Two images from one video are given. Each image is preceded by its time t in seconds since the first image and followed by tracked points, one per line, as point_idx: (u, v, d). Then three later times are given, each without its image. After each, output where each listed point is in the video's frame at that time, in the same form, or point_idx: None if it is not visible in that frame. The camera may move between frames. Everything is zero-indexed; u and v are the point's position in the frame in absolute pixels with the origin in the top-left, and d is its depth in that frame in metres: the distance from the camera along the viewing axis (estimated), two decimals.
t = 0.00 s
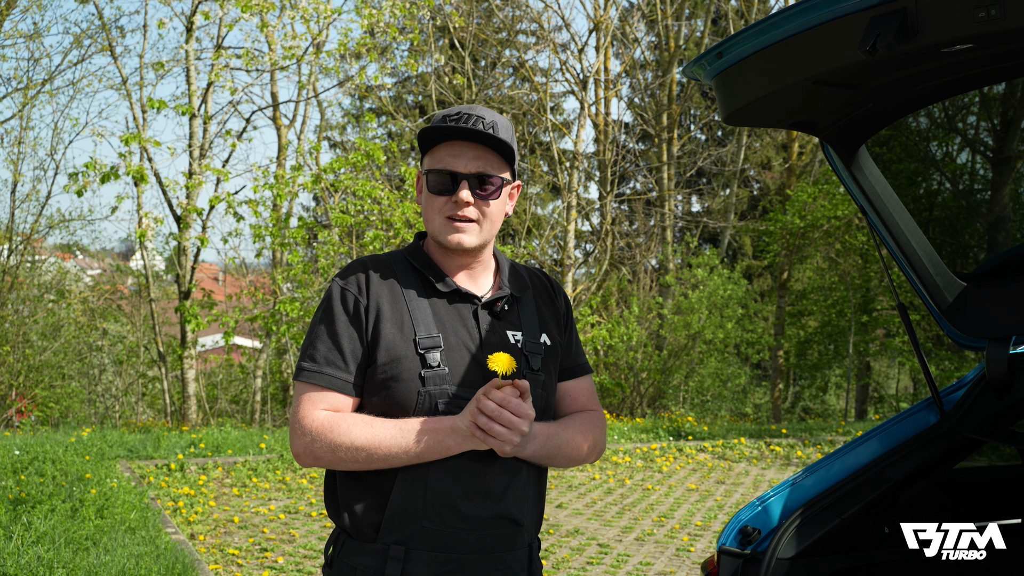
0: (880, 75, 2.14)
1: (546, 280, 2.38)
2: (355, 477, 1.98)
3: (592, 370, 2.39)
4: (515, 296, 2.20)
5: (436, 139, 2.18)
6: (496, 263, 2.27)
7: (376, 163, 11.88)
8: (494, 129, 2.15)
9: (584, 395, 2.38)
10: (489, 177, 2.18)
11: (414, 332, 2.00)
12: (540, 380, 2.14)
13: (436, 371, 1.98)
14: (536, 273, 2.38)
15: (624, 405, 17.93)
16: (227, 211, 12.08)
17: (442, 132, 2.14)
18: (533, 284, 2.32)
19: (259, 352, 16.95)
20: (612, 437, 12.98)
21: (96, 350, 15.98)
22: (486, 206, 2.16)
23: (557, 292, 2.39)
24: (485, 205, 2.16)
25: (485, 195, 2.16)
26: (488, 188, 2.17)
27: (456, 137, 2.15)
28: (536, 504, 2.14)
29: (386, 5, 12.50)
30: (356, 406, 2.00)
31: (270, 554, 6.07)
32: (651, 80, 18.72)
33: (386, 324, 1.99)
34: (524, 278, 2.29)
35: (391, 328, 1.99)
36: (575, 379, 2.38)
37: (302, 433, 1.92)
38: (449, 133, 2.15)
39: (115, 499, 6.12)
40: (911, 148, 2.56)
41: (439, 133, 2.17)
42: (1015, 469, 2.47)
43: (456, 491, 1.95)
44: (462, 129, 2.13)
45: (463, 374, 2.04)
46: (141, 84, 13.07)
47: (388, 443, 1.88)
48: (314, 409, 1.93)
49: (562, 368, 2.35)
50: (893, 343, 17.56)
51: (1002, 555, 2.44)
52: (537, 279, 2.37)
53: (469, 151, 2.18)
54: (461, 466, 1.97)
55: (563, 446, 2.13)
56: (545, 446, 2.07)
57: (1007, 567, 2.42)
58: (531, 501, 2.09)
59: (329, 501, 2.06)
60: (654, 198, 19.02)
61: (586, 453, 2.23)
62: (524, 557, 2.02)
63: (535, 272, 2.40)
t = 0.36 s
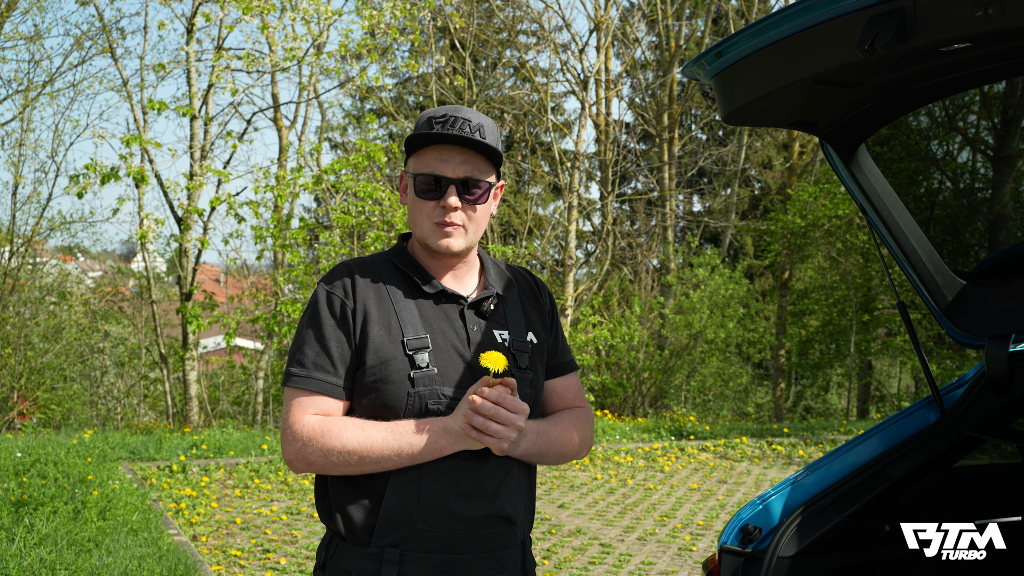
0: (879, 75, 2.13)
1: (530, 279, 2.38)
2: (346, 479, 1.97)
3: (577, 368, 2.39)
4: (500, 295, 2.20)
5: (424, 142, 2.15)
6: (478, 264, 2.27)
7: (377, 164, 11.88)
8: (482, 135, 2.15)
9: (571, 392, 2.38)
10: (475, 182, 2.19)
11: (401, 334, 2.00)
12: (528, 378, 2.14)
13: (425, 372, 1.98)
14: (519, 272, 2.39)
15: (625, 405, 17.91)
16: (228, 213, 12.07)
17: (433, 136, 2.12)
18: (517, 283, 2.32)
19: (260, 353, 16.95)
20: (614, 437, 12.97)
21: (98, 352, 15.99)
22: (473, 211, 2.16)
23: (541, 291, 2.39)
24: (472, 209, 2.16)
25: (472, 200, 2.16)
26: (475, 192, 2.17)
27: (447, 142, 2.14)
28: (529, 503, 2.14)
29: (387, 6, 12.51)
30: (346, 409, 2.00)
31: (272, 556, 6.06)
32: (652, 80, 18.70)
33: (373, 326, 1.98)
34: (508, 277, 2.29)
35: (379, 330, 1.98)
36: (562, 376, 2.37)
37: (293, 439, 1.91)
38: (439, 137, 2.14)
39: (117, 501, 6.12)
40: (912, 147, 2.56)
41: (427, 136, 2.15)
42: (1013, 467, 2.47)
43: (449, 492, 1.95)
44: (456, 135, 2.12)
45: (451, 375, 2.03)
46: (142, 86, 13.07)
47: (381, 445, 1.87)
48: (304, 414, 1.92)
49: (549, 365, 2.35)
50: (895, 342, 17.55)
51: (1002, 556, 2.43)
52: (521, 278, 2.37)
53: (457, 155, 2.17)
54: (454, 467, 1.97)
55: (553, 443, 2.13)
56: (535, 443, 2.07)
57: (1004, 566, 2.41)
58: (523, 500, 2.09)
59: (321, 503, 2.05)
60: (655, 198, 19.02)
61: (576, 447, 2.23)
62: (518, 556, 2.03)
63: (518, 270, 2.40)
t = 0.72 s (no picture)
0: (877, 79, 2.14)
1: (519, 282, 2.39)
2: (342, 485, 1.97)
3: (567, 371, 2.40)
4: (490, 299, 2.21)
5: (439, 150, 2.11)
6: (468, 269, 2.28)
7: (377, 168, 11.91)
8: (503, 149, 2.17)
9: (562, 395, 2.39)
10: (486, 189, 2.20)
11: (392, 339, 2.01)
12: (519, 382, 2.14)
13: (417, 377, 1.99)
14: (508, 275, 2.40)
15: (626, 409, 17.91)
16: (228, 217, 12.09)
17: (456, 144, 2.10)
18: (505, 287, 2.33)
19: (260, 357, 16.97)
20: (615, 440, 12.96)
21: (99, 356, 16.00)
22: (484, 218, 2.18)
23: (530, 294, 2.40)
24: (483, 217, 2.18)
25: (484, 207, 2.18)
26: (487, 204, 2.19)
27: (464, 150, 2.13)
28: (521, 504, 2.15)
29: (387, 11, 12.55)
30: (339, 415, 2.00)
31: (273, 560, 6.06)
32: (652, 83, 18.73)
33: (365, 332, 1.99)
34: (498, 282, 2.31)
35: (371, 336, 1.99)
36: (552, 379, 2.38)
37: (286, 446, 1.92)
38: (464, 147, 2.12)
39: (118, 505, 6.12)
40: (912, 150, 2.56)
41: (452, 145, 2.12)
42: (1007, 470, 2.50)
43: (444, 496, 1.95)
44: (474, 145, 2.12)
45: (442, 379, 2.04)
46: (142, 91, 13.11)
47: (375, 453, 1.88)
48: (297, 422, 1.93)
49: (539, 369, 2.35)
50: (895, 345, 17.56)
51: (1004, 556, 2.43)
52: (510, 282, 2.38)
53: (475, 166, 2.17)
54: (448, 472, 1.98)
55: (543, 447, 2.14)
56: (527, 447, 2.08)
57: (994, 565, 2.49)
58: (516, 502, 2.10)
59: (315, 509, 2.05)
60: (656, 201, 19.05)
61: (567, 450, 2.24)
62: (511, 558, 2.04)
63: (507, 275, 2.41)
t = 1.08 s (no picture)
0: (883, 85, 2.14)
1: (519, 288, 2.40)
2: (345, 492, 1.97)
3: (566, 375, 2.40)
4: (490, 306, 2.22)
5: (455, 155, 2.12)
6: (469, 277, 2.28)
7: (382, 174, 11.94)
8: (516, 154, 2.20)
9: (562, 400, 2.39)
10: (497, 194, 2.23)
11: (394, 346, 2.01)
12: (520, 387, 2.14)
13: (419, 383, 1.99)
14: (509, 282, 2.40)
15: (631, 414, 17.87)
16: (234, 223, 12.12)
17: (473, 146, 2.12)
18: (506, 293, 2.34)
19: (266, 363, 16.99)
20: (620, 446, 12.94)
21: (104, 362, 16.05)
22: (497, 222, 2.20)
23: (530, 299, 2.41)
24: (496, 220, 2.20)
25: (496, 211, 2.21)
26: (499, 208, 2.21)
27: (479, 154, 2.15)
28: (523, 510, 2.15)
29: (391, 17, 12.59)
30: (341, 422, 2.00)
31: (279, 565, 6.06)
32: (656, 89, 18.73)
33: (366, 338, 1.99)
34: (498, 288, 2.32)
35: (372, 342, 1.99)
36: (553, 384, 2.38)
37: (288, 454, 1.92)
38: (481, 152, 2.14)
39: (123, 511, 6.13)
40: (917, 155, 2.56)
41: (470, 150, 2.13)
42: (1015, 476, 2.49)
43: (446, 502, 1.96)
44: (490, 147, 2.15)
45: (444, 386, 2.05)
46: (148, 98, 13.17)
47: (377, 461, 1.88)
48: (299, 429, 1.93)
49: (539, 374, 2.36)
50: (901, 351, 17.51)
51: (1003, 555, 2.44)
52: (511, 288, 2.38)
53: (489, 170, 2.18)
54: (450, 478, 1.98)
55: (545, 452, 2.14)
56: (528, 452, 2.09)
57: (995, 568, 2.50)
58: (518, 508, 2.10)
59: (318, 515, 2.06)
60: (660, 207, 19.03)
61: (568, 455, 2.23)
62: (514, 564, 2.04)
63: (507, 281, 2.42)
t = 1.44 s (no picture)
0: (886, 85, 2.14)
1: (522, 287, 2.40)
2: (350, 492, 1.98)
3: (571, 373, 2.39)
4: (492, 305, 2.22)
5: (463, 155, 2.12)
6: (471, 276, 2.28)
7: (385, 174, 11.96)
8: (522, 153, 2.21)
9: (567, 397, 2.38)
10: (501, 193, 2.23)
11: (397, 345, 2.01)
12: (524, 385, 2.15)
13: (422, 382, 1.99)
14: (512, 282, 2.40)
15: (634, 415, 17.85)
16: (237, 223, 12.14)
17: (480, 146, 2.12)
18: (509, 292, 2.34)
19: (269, 363, 17.01)
20: (623, 446, 12.93)
21: (108, 362, 16.09)
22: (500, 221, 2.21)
23: (532, 298, 2.41)
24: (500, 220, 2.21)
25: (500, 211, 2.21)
26: (502, 207, 2.22)
27: (485, 154, 2.15)
28: (528, 509, 2.15)
29: (395, 18, 12.60)
30: (346, 421, 2.00)
31: (282, 565, 6.06)
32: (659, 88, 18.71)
33: (369, 337, 1.99)
34: (501, 287, 2.32)
35: (375, 341, 1.99)
36: (557, 382, 2.38)
37: (293, 452, 1.91)
38: (489, 150, 2.15)
39: (128, 511, 6.14)
40: (922, 155, 2.55)
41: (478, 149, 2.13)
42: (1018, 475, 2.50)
43: (450, 500, 1.96)
44: (496, 148, 2.16)
45: (446, 384, 2.05)
46: (151, 98, 13.19)
47: (383, 459, 1.88)
48: (304, 427, 1.93)
49: (541, 372, 2.36)
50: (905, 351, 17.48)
51: (1004, 555, 2.42)
52: (513, 287, 2.38)
53: (494, 169, 2.19)
54: (454, 477, 1.98)
55: (550, 450, 2.14)
56: (534, 449, 2.08)
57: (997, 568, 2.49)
58: (521, 508, 2.10)
59: (322, 516, 2.06)
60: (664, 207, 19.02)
61: (574, 451, 2.23)
62: (518, 564, 2.03)
63: (508, 280, 2.42)
